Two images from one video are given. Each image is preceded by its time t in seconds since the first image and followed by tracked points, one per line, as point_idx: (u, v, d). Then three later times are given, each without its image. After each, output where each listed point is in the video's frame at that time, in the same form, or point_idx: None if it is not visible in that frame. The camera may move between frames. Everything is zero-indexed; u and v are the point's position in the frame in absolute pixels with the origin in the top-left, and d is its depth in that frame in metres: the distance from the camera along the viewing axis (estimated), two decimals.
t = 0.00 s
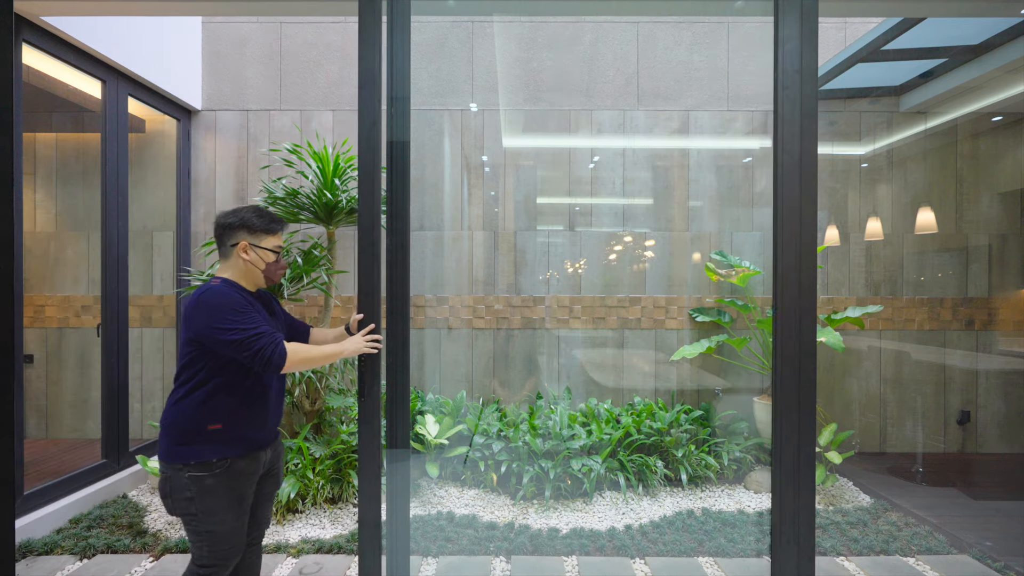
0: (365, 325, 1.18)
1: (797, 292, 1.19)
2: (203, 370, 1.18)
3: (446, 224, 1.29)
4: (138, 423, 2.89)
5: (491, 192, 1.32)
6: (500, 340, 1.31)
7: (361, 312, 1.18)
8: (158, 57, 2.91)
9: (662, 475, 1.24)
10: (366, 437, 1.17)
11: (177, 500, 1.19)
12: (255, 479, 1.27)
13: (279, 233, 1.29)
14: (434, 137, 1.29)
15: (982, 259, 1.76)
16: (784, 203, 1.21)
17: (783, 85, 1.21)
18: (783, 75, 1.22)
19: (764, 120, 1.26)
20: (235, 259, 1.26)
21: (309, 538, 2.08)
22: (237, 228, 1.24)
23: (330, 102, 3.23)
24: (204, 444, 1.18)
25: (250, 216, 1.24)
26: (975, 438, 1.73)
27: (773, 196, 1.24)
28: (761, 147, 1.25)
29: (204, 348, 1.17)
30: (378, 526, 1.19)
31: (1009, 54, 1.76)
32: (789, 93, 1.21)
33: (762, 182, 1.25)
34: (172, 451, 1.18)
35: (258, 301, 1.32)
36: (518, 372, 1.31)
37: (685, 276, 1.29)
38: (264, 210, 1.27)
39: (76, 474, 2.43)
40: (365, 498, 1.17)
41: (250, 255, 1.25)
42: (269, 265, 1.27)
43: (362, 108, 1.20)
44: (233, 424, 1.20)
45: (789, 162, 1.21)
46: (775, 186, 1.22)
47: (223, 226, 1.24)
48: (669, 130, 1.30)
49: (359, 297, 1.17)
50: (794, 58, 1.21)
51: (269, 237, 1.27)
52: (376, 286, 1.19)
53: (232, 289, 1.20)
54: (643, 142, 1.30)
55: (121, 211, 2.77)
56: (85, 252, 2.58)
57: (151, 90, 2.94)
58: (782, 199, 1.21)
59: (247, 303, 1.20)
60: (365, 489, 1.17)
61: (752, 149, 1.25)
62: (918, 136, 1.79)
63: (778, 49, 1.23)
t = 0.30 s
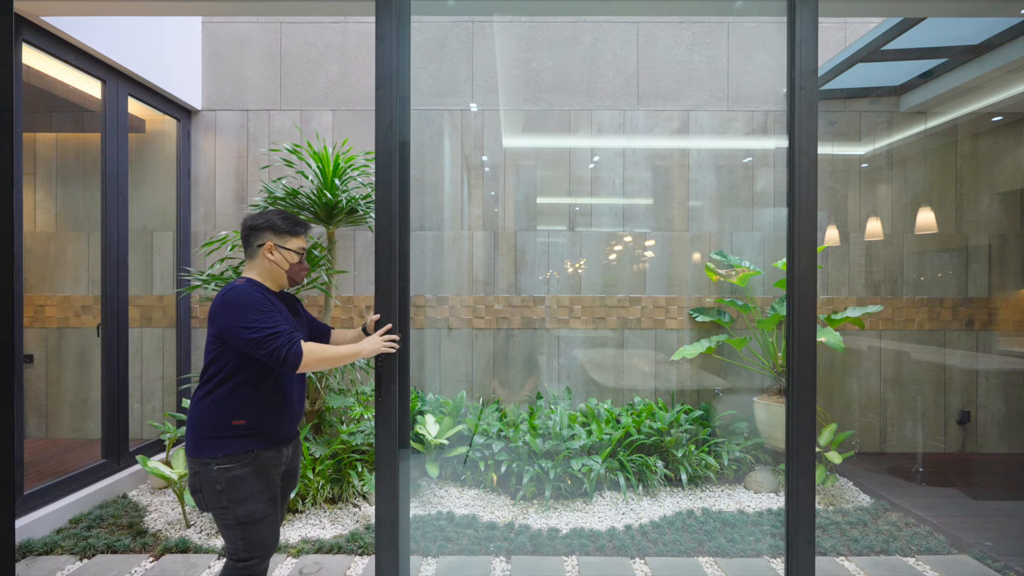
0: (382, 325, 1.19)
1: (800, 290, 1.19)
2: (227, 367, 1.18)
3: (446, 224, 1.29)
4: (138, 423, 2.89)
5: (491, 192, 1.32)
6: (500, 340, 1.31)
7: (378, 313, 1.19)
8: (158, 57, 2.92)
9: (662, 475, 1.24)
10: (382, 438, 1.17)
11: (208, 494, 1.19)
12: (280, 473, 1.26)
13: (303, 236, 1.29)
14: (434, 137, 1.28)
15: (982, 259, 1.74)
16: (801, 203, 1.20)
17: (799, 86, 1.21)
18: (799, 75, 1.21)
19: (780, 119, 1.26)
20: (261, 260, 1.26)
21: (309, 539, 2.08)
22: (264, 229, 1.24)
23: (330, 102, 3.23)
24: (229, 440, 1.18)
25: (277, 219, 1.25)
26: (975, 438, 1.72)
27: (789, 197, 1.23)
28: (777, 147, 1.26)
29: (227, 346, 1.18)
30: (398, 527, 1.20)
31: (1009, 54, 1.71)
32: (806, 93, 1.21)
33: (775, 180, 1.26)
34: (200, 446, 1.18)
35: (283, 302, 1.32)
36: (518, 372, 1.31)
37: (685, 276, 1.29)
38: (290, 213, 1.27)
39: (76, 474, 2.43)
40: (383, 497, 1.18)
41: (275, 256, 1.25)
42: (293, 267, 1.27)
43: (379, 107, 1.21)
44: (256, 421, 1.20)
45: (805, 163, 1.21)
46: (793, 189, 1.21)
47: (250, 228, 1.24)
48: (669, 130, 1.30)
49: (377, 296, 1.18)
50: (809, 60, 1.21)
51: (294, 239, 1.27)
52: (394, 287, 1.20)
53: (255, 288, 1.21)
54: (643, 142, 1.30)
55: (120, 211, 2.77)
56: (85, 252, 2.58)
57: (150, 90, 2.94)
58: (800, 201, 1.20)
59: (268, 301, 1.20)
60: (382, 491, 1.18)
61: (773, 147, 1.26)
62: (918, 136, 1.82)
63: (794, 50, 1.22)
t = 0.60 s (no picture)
0: (395, 325, 1.21)
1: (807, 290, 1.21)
2: (244, 368, 1.18)
3: (446, 224, 1.29)
4: (138, 423, 2.89)
5: (491, 192, 1.32)
6: (500, 341, 1.31)
7: (390, 313, 1.22)
8: (158, 57, 2.92)
9: (663, 475, 1.24)
10: (396, 437, 1.19)
11: (224, 493, 1.20)
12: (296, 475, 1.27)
13: (319, 238, 1.30)
14: (434, 137, 1.28)
15: (982, 259, 1.78)
16: (812, 203, 1.21)
17: (811, 87, 1.21)
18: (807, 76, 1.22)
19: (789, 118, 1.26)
20: (278, 261, 1.26)
21: (309, 539, 2.08)
22: (281, 231, 1.24)
23: (330, 102, 3.23)
24: (246, 440, 1.19)
25: (293, 221, 1.25)
26: (975, 438, 1.75)
27: (800, 195, 1.24)
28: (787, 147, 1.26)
29: (246, 348, 1.18)
30: (409, 527, 1.21)
31: (1009, 54, 1.78)
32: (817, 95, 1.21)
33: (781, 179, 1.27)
34: (217, 446, 1.19)
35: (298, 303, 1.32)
36: (518, 372, 1.31)
37: (685, 276, 1.29)
38: (305, 214, 1.27)
39: (76, 474, 2.43)
40: (396, 496, 1.19)
41: (292, 258, 1.26)
42: (309, 269, 1.28)
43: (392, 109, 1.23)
44: (273, 422, 1.20)
45: (815, 163, 1.22)
46: (804, 187, 1.22)
47: (267, 229, 1.24)
48: (670, 130, 1.30)
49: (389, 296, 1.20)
50: (821, 60, 1.21)
51: (310, 242, 1.28)
52: (408, 287, 1.23)
53: (272, 290, 1.20)
54: (643, 142, 1.30)
55: (120, 211, 2.77)
56: (85, 252, 2.58)
57: (151, 90, 2.94)
58: (810, 201, 1.21)
59: (286, 304, 1.20)
60: (392, 491, 1.19)
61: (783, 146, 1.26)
62: (918, 136, 1.78)
63: (805, 49, 1.23)
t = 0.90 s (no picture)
0: (401, 325, 1.20)
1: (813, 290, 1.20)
2: (257, 371, 1.19)
3: (446, 224, 1.28)
4: (138, 423, 2.88)
5: (491, 192, 1.32)
6: (500, 341, 1.31)
7: (396, 313, 1.20)
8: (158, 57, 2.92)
9: (662, 475, 1.24)
10: (400, 438, 1.18)
11: (245, 494, 1.20)
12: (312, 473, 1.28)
13: (327, 238, 1.30)
14: (434, 137, 1.28)
15: (982, 259, 1.78)
16: (817, 202, 1.20)
17: (817, 87, 1.20)
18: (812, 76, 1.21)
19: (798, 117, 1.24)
20: (286, 263, 1.26)
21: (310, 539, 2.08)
22: (289, 232, 1.25)
23: (330, 102, 3.23)
24: (263, 442, 1.19)
25: (301, 221, 1.25)
26: (975, 438, 1.75)
27: (806, 194, 1.22)
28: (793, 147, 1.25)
29: (259, 350, 1.18)
30: (414, 527, 1.21)
31: (1009, 54, 1.77)
32: (824, 93, 1.20)
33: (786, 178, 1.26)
34: (232, 448, 1.19)
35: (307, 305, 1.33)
36: (518, 372, 1.31)
37: (685, 276, 1.29)
38: (313, 215, 1.27)
39: (76, 474, 2.43)
40: (399, 496, 1.19)
41: (300, 259, 1.26)
42: (318, 269, 1.28)
43: (397, 107, 1.22)
44: (288, 422, 1.21)
45: (821, 163, 1.20)
46: (809, 186, 1.21)
47: (275, 230, 1.25)
48: (669, 130, 1.30)
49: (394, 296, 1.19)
50: (828, 59, 1.20)
51: (318, 242, 1.28)
52: (413, 286, 1.22)
53: (283, 293, 1.21)
54: (643, 142, 1.30)
55: (120, 210, 2.77)
56: (85, 252, 2.58)
57: (150, 90, 2.94)
58: (817, 201, 1.20)
59: (297, 306, 1.21)
60: (396, 492, 1.19)
61: (789, 147, 1.26)
62: (918, 136, 1.78)
63: (812, 49, 1.21)
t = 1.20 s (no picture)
0: (412, 325, 1.20)
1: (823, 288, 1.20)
2: (267, 374, 1.19)
3: (446, 223, 1.28)
4: (138, 423, 2.88)
5: (491, 192, 1.31)
6: (500, 341, 1.31)
7: (408, 313, 1.20)
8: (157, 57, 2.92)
9: (663, 475, 1.24)
10: (413, 438, 1.19)
11: (255, 494, 1.20)
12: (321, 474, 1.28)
13: (338, 240, 1.31)
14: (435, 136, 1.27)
15: (982, 259, 1.79)
16: (828, 203, 1.20)
17: (827, 87, 1.20)
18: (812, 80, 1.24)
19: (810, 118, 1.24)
20: (296, 265, 1.27)
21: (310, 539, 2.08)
22: (300, 233, 1.25)
23: (330, 102, 3.23)
24: (272, 444, 1.20)
25: (311, 222, 1.25)
26: (975, 438, 1.76)
27: (817, 194, 1.23)
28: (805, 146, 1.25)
29: (269, 353, 1.18)
30: (426, 527, 1.22)
31: (1009, 54, 1.80)
32: (834, 94, 1.20)
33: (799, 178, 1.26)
34: (242, 449, 1.19)
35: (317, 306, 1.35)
36: (518, 372, 1.31)
37: (685, 276, 1.29)
38: (324, 217, 1.28)
39: (76, 474, 2.43)
40: (411, 496, 1.19)
41: (310, 261, 1.27)
42: (327, 272, 1.29)
43: (408, 108, 1.21)
44: (297, 424, 1.21)
45: (832, 162, 1.20)
46: (820, 187, 1.21)
47: (286, 231, 1.26)
48: (670, 130, 1.30)
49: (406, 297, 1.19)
50: (838, 60, 1.20)
51: (328, 245, 1.28)
52: (425, 287, 1.22)
53: (294, 297, 1.21)
54: (643, 142, 1.30)
55: (120, 210, 2.77)
56: (85, 252, 2.58)
57: (150, 90, 2.94)
58: (828, 201, 1.20)
59: (308, 310, 1.20)
60: (408, 492, 1.19)
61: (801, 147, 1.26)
62: (918, 136, 1.77)
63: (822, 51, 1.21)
